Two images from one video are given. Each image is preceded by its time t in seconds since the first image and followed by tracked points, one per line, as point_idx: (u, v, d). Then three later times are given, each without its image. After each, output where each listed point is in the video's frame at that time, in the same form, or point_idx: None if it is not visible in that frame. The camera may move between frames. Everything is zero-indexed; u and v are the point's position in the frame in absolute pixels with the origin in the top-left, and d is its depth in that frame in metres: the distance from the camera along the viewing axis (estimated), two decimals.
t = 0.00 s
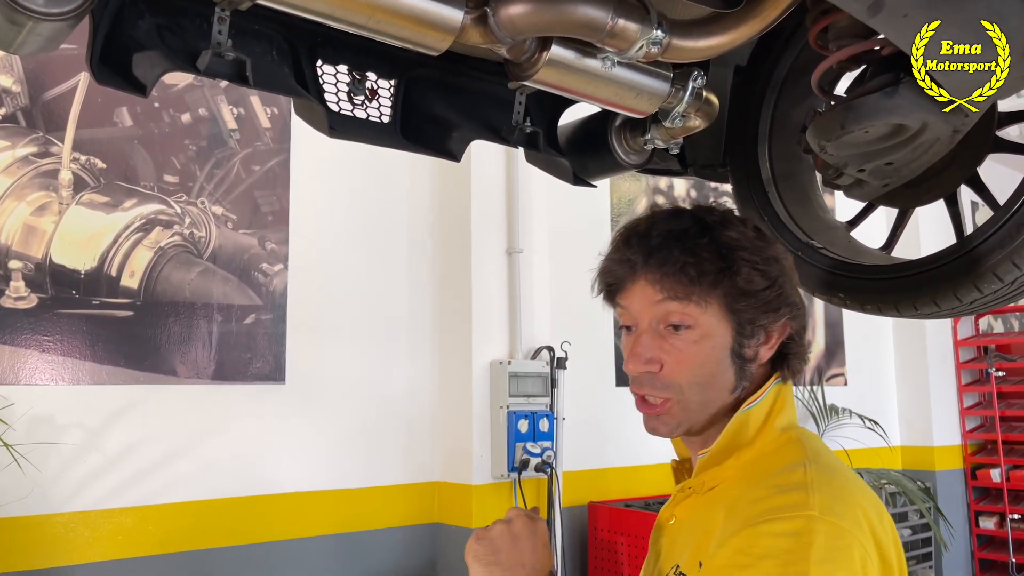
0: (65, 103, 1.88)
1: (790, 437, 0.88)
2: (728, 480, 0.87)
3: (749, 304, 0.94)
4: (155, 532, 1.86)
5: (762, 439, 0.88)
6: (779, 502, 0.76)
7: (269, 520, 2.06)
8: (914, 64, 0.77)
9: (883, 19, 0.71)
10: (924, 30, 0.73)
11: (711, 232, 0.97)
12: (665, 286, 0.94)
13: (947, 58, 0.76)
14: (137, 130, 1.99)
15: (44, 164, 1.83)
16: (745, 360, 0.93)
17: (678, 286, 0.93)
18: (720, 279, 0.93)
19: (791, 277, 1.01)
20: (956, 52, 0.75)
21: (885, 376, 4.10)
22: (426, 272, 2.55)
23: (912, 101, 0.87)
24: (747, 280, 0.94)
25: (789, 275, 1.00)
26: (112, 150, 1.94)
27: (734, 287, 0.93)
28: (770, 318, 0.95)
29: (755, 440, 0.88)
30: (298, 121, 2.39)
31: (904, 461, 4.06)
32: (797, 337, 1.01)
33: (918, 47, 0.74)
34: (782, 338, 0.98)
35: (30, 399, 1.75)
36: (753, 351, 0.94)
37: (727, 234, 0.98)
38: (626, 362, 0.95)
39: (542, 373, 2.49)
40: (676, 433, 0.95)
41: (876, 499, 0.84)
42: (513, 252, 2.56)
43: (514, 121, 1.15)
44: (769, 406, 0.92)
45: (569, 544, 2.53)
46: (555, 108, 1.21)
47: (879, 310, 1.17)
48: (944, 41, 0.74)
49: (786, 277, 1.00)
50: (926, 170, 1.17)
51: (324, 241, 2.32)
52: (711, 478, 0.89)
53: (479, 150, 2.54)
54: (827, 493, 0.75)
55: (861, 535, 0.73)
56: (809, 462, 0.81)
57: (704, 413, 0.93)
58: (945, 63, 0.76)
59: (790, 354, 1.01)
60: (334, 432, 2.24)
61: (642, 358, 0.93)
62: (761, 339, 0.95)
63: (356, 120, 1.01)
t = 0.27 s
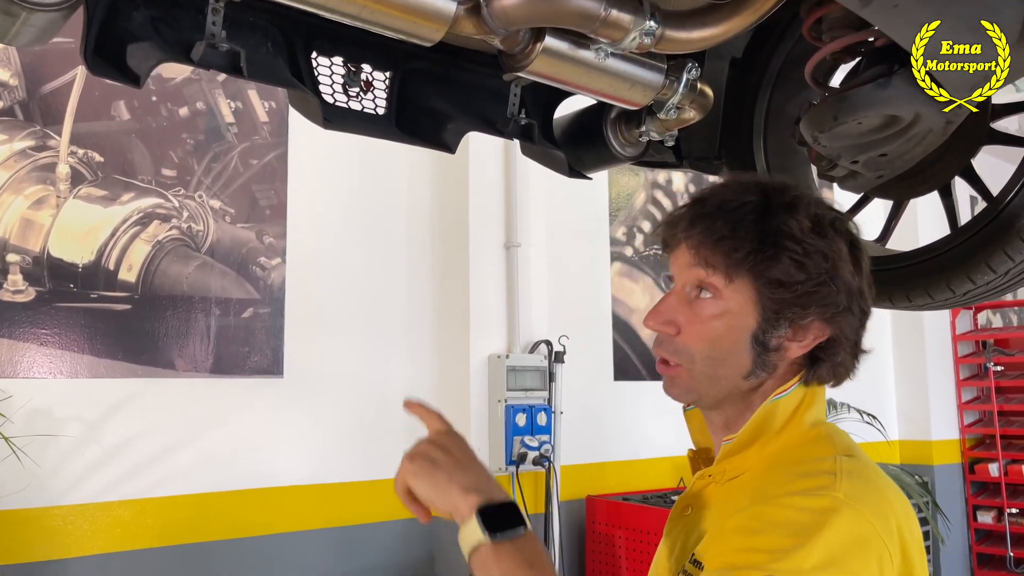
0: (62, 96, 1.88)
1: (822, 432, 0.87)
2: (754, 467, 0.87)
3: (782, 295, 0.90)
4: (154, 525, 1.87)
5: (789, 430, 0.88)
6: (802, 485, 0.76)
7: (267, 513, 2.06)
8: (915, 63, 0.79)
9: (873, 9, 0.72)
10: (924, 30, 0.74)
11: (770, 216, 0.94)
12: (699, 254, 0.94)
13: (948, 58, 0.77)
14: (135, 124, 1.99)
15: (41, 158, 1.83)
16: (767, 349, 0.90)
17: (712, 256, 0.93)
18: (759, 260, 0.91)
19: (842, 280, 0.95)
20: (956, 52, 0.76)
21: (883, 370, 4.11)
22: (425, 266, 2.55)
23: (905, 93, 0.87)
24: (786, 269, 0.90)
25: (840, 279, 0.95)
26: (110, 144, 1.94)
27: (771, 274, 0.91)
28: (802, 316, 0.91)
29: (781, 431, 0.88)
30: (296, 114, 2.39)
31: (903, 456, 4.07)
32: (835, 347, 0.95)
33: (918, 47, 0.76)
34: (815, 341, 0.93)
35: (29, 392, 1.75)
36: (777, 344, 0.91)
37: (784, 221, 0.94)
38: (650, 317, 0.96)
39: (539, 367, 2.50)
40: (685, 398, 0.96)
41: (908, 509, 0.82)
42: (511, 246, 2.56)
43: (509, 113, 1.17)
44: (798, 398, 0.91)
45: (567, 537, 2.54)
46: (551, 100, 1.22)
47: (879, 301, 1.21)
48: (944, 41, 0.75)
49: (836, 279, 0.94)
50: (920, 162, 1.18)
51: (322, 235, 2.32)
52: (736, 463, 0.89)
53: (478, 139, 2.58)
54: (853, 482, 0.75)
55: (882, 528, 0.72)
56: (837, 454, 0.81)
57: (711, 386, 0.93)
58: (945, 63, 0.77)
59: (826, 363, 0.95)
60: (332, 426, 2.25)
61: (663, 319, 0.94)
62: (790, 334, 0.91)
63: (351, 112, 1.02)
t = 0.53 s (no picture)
0: (57, 89, 1.88)
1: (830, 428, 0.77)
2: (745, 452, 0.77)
3: (798, 283, 0.79)
4: (150, 516, 1.88)
5: (795, 424, 0.77)
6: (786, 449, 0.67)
7: (263, 505, 2.07)
8: (915, 63, 0.81)
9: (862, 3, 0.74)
10: (924, 30, 0.77)
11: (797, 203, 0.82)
12: (717, 230, 0.83)
13: (948, 58, 0.79)
14: (130, 116, 1.99)
15: (36, 150, 1.83)
16: (777, 341, 0.79)
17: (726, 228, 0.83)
18: (776, 239, 0.80)
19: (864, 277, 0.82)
20: (956, 51, 0.78)
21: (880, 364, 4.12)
22: (421, 259, 2.56)
23: (894, 81, 0.87)
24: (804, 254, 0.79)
25: (863, 273, 0.82)
26: (104, 137, 1.94)
27: (790, 262, 0.79)
28: (816, 309, 0.79)
29: (789, 425, 0.77)
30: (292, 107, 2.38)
31: (900, 449, 4.07)
32: (850, 350, 0.82)
33: (918, 47, 0.78)
34: (828, 339, 0.81)
35: (24, 385, 1.76)
36: (787, 335, 0.79)
37: (809, 207, 0.82)
38: (660, 292, 0.85)
39: (535, 360, 2.47)
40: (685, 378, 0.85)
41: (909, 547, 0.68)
42: (507, 239, 2.56)
43: (500, 104, 1.16)
44: (808, 394, 0.80)
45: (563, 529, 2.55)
46: (543, 91, 1.22)
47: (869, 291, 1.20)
48: (943, 41, 0.78)
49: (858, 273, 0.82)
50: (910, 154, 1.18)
51: (318, 228, 2.32)
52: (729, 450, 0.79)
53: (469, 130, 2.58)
54: (843, 460, 0.66)
55: (864, 510, 0.61)
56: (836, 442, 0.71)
57: (714, 370, 0.81)
58: (944, 63, 0.79)
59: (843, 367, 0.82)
60: (329, 418, 2.25)
61: (673, 293, 0.83)
62: (802, 327, 0.80)
63: (341, 103, 1.02)
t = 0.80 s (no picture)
0: (51, 83, 1.88)
1: (821, 429, 0.80)
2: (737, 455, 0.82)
3: (772, 284, 0.84)
4: (147, 510, 1.89)
5: (786, 424, 0.82)
6: (766, 455, 0.73)
7: (259, 499, 2.08)
8: (915, 64, 0.82)
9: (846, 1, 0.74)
10: (925, 30, 0.78)
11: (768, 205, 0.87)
12: (692, 235, 0.88)
13: (947, 58, 0.80)
14: (124, 111, 1.99)
15: (30, 145, 1.83)
16: (756, 342, 0.84)
17: (702, 238, 0.87)
18: (751, 245, 0.85)
19: (841, 273, 0.87)
20: (955, 51, 0.79)
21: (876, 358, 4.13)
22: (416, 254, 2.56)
23: (879, 78, 0.88)
24: (778, 258, 0.83)
25: (840, 272, 0.87)
26: (99, 132, 1.94)
27: (762, 262, 0.84)
28: (796, 311, 0.84)
29: (777, 429, 0.82)
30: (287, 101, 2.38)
31: (896, 443, 4.08)
32: (832, 346, 0.86)
33: (918, 47, 0.79)
34: (810, 336, 0.86)
35: (19, 379, 1.76)
36: (767, 337, 0.84)
37: (782, 207, 0.87)
38: (640, 300, 0.91)
39: (531, 355, 2.50)
40: (674, 386, 0.90)
41: (896, 544, 0.72)
42: (502, 234, 2.56)
43: (490, 100, 1.17)
44: (797, 396, 0.84)
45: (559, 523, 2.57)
46: (534, 87, 1.23)
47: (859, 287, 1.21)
48: (943, 41, 0.79)
49: (835, 272, 0.86)
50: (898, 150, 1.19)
51: (313, 223, 2.33)
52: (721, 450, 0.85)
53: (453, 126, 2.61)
54: (820, 466, 0.71)
55: (837, 516, 0.66)
56: (819, 445, 0.76)
57: (699, 374, 0.87)
58: (944, 63, 0.80)
59: (827, 364, 0.86)
60: (325, 413, 2.26)
61: (653, 301, 0.88)
62: (781, 327, 0.84)
63: (332, 99, 1.02)
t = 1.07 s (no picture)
0: (47, 78, 1.88)
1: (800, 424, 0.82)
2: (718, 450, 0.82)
3: (819, 293, 0.86)
4: (144, 505, 1.90)
5: (768, 418, 0.82)
6: (747, 452, 0.73)
7: (256, 493, 2.09)
8: (914, 64, 0.82)
9: None
10: (925, 30, 0.78)
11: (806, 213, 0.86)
12: (748, 250, 0.83)
13: (947, 58, 0.81)
14: (120, 106, 1.99)
15: (26, 140, 1.83)
16: (797, 348, 0.86)
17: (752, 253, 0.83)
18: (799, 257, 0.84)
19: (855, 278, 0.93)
20: (956, 51, 0.80)
21: (873, 352, 4.14)
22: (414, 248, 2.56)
23: (870, 76, 0.88)
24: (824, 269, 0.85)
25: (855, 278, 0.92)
26: (95, 127, 1.94)
27: (814, 273, 0.85)
28: (829, 318, 0.88)
29: (761, 423, 0.82)
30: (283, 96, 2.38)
31: (892, 437, 4.10)
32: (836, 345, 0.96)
33: (918, 47, 0.79)
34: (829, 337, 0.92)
35: (16, 374, 1.77)
36: (806, 343, 0.87)
37: (825, 219, 0.89)
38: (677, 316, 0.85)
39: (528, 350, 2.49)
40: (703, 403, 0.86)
41: (870, 536, 0.73)
42: (499, 229, 2.56)
43: (483, 98, 1.17)
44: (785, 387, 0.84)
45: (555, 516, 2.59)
46: (528, 83, 1.23)
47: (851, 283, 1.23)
48: (944, 41, 0.79)
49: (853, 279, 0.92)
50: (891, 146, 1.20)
51: (310, 218, 2.33)
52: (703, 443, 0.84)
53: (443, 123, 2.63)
54: (799, 458, 0.71)
55: (818, 508, 0.67)
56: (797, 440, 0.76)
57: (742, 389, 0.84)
58: (945, 62, 0.81)
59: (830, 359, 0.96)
60: (324, 407, 2.28)
61: (698, 318, 0.83)
62: (817, 334, 0.88)
63: (325, 97, 1.02)
